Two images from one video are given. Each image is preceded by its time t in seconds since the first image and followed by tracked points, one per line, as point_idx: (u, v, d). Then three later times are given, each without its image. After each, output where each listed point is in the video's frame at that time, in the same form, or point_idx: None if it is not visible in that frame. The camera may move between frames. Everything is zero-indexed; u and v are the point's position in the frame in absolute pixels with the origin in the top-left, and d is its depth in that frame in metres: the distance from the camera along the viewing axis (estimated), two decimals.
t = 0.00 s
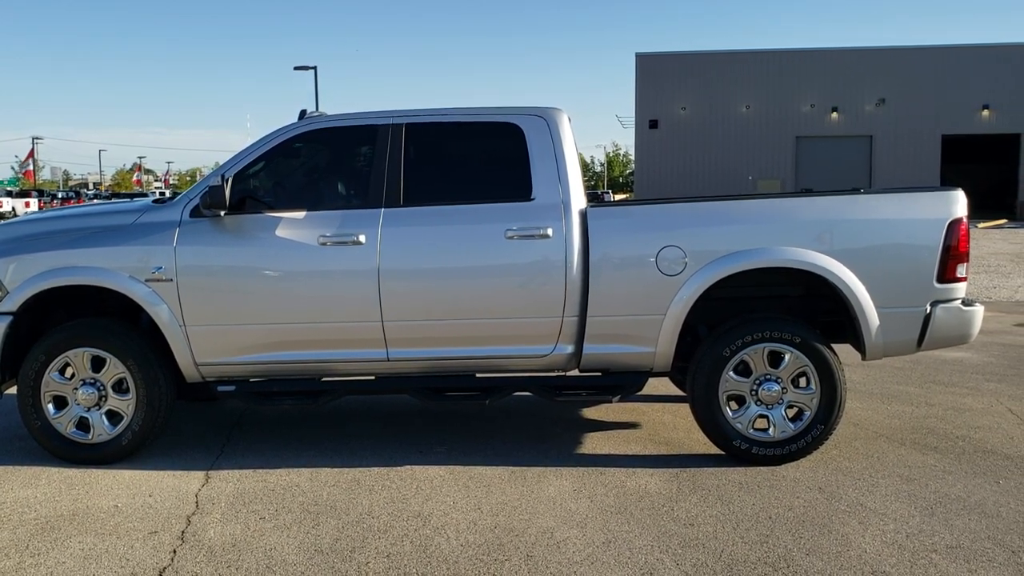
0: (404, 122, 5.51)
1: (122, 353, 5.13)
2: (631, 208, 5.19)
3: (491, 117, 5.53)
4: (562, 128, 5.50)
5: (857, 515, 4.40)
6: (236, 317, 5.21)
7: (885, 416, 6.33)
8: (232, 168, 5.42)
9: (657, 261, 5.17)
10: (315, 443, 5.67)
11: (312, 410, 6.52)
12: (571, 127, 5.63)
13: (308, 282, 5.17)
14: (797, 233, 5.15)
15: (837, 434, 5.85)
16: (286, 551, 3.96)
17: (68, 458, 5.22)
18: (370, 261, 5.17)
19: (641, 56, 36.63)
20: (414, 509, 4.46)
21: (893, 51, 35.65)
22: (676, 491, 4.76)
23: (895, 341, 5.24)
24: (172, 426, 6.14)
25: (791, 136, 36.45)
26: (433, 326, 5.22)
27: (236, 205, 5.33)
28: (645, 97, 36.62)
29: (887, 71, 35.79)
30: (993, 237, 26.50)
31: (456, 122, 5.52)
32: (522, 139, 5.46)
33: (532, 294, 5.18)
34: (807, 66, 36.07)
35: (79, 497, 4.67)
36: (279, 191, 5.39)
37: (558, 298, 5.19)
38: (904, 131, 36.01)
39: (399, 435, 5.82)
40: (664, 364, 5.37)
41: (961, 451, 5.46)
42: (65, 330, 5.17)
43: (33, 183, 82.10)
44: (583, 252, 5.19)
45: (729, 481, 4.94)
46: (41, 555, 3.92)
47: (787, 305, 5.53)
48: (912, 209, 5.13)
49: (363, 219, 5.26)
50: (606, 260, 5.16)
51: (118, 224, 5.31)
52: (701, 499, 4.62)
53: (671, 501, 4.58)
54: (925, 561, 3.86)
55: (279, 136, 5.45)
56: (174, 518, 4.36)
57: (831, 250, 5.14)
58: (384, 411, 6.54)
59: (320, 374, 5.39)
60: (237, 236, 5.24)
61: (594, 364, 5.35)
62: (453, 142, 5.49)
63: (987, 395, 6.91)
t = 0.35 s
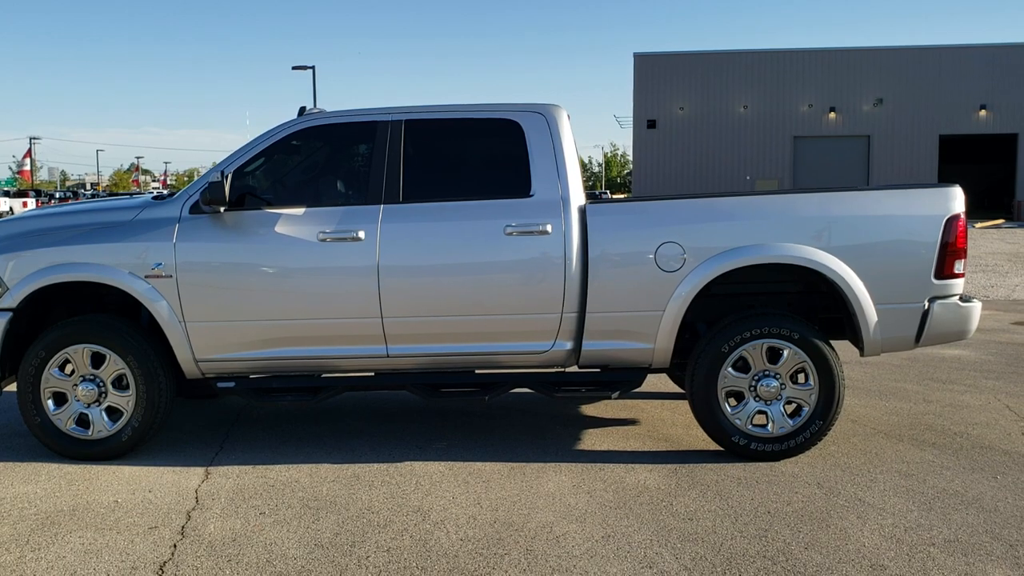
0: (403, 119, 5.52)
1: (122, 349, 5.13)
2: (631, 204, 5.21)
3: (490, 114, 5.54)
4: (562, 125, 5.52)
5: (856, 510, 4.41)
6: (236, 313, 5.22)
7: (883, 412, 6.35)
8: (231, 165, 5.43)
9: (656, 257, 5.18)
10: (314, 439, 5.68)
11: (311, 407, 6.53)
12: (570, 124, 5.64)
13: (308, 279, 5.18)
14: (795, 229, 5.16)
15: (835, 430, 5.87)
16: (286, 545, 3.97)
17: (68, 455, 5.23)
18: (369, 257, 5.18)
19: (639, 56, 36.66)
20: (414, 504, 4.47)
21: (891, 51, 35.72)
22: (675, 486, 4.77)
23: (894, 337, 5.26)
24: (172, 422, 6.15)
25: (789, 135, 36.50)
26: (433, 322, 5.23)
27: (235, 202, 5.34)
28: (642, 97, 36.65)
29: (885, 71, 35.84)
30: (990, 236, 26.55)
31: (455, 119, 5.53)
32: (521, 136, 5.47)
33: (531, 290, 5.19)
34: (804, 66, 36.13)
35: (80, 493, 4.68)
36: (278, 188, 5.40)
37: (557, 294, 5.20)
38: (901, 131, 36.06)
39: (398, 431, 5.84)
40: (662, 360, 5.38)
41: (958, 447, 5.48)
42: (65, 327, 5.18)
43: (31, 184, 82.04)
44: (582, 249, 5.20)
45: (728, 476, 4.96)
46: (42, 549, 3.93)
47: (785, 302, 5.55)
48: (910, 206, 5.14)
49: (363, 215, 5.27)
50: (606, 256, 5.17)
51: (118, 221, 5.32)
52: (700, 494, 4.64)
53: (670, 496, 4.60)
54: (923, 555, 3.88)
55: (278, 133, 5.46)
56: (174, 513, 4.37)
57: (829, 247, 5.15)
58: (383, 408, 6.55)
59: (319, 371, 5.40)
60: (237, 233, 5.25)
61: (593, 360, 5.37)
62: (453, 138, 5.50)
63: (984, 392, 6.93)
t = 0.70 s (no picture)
0: (402, 118, 5.55)
1: (121, 347, 5.16)
2: (628, 203, 5.24)
3: (488, 113, 5.57)
4: (560, 124, 5.55)
5: (851, 506, 4.44)
6: (235, 311, 5.24)
7: (879, 410, 6.38)
8: (231, 164, 5.45)
9: (653, 256, 5.21)
10: (313, 437, 5.70)
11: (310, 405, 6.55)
12: (568, 124, 5.67)
13: (307, 277, 5.20)
14: (792, 228, 5.20)
15: (832, 428, 5.90)
16: (286, 541, 3.99)
17: (68, 452, 5.25)
18: (369, 256, 5.20)
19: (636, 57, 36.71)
20: (412, 501, 4.50)
21: (888, 52, 35.80)
22: (672, 483, 4.80)
23: (889, 335, 5.29)
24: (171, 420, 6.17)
25: (786, 136, 36.56)
26: (432, 321, 5.26)
27: (235, 201, 5.37)
28: (640, 98, 36.70)
29: (882, 71, 35.93)
30: (986, 237, 26.62)
31: (454, 118, 5.56)
32: (520, 135, 5.50)
33: (529, 288, 5.22)
34: (801, 67, 36.20)
35: (80, 490, 4.70)
36: (277, 187, 5.43)
37: (555, 293, 5.23)
38: (898, 131, 36.14)
39: (397, 429, 5.86)
40: (660, 358, 5.42)
41: (954, 445, 5.52)
42: (65, 325, 5.20)
43: (28, 184, 81.94)
44: (580, 247, 5.23)
45: (725, 473, 4.99)
46: (43, 546, 3.95)
47: (781, 300, 5.58)
48: (906, 205, 5.18)
49: (362, 214, 5.29)
50: (604, 255, 5.20)
51: (118, 220, 5.34)
52: (697, 491, 4.67)
53: (667, 493, 4.63)
54: (918, 550, 3.91)
55: (277, 133, 5.49)
56: (175, 510, 4.40)
57: (825, 246, 5.19)
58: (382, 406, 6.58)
59: (318, 369, 5.42)
60: (236, 231, 5.27)
61: (591, 358, 5.40)
62: (451, 138, 5.53)
63: (979, 390, 6.97)
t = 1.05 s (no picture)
0: (401, 121, 5.61)
1: (124, 347, 5.21)
2: (625, 205, 5.29)
3: (487, 116, 5.63)
4: (558, 127, 5.60)
5: (845, 504, 4.50)
6: (236, 312, 5.30)
7: (874, 410, 6.44)
8: (232, 166, 5.51)
9: (650, 257, 5.27)
10: (313, 436, 5.76)
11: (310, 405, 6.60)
12: (566, 126, 5.72)
13: (308, 278, 5.26)
14: (787, 230, 5.26)
15: (827, 427, 5.96)
16: (288, 539, 4.05)
17: (71, 452, 5.30)
18: (369, 257, 5.26)
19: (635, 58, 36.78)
20: (412, 499, 4.55)
21: (885, 53, 35.91)
22: (669, 481, 4.86)
23: (883, 336, 5.35)
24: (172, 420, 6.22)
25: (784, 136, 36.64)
26: (431, 321, 5.31)
27: (236, 203, 5.42)
28: (638, 98, 36.78)
29: (879, 72, 36.02)
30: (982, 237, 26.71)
31: (452, 120, 5.62)
32: (518, 138, 5.56)
33: (528, 289, 5.27)
34: (799, 68, 36.29)
35: (83, 489, 4.75)
36: (278, 189, 5.48)
37: (553, 293, 5.29)
38: (896, 132, 36.23)
39: (397, 429, 5.92)
40: (656, 358, 5.47)
41: (947, 444, 5.58)
42: (68, 325, 5.25)
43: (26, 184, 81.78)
44: (578, 249, 5.29)
45: (721, 472, 5.05)
46: (48, 543, 4.00)
47: (777, 301, 5.65)
48: (899, 207, 5.24)
49: (363, 216, 5.35)
50: (601, 256, 5.25)
51: (120, 221, 5.39)
52: (693, 490, 4.73)
53: (664, 492, 4.69)
54: (911, 547, 3.97)
55: (278, 135, 5.54)
56: (177, 508, 4.45)
57: (820, 247, 5.25)
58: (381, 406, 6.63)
59: (319, 369, 5.48)
60: (237, 233, 5.33)
61: (588, 358, 5.46)
62: (450, 139, 5.59)
63: (973, 390, 7.03)
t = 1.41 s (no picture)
0: (400, 123, 5.66)
1: (125, 348, 5.26)
2: (621, 206, 5.35)
3: (485, 119, 5.67)
4: (555, 130, 5.66)
5: (839, 503, 4.56)
6: (237, 314, 5.35)
7: (869, 410, 6.50)
8: (233, 169, 5.55)
9: (647, 259, 5.32)
10: (313, 436, 5.80)
11: (309, 405, 6.65)
12: (563, 129, 5.77)
13: (307, 280, 5.31)
14: (782, 232, 5.31)
15: (822, 427, 6.01)
16: (288, 538, 4.10)
17: (72, 451, 5.35)
18: (368, 259, 5.31)
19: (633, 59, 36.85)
20: (411, 499, 4.60)
21: (883, 54, 35.99)
22: (665, 481, 4.91)
23: (877, 336, 5.40)
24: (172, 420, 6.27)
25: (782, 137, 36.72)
26: (430, 322, 5.37)
27: (236, 205, 5.47)
28: (637, 99, 36.84)
29: (877, 73, 36.11)
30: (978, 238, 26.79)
31: (451, 123, 5.67)
32: (516, 140, 5.61)
33: (525, 290, 5.32)
34: (797, 69, 36.38)
35: (85, 488, 4.79)
36: (278, 191, 5.53)
37: (551, 295, 5.34)
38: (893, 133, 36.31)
39: (396, 429, 5.96)
40: (653, 359, 5.53)
41: (941, 444, 5.63)
42: (70, 326, 5.30)
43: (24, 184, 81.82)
44: (575, 250, 5.34)
45: (717, 471, 5.10)
46: (50, 542, 4.05)
47: (772, 302, 5.70)
48: (893, 209, 5.29)
49: (362, 218, 5.40)
50: (598, 257, 5.30)
51: (121, 223, 5.44)
52: (689, 489, 4.78)
53: (660, 491, 4.74)
54: (903, 545, 4.02)
55: (278, 137, 5.59)
56: (178, 507, 4.50)
57: (814, 249, 5.30)
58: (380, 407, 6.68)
59: (318, 370, 5.53)
60: (237, 234, 5.38)
61: (585, 359, 5.51)
62: (448, 142, 5.64)
63: (968, 391, 7.09)
